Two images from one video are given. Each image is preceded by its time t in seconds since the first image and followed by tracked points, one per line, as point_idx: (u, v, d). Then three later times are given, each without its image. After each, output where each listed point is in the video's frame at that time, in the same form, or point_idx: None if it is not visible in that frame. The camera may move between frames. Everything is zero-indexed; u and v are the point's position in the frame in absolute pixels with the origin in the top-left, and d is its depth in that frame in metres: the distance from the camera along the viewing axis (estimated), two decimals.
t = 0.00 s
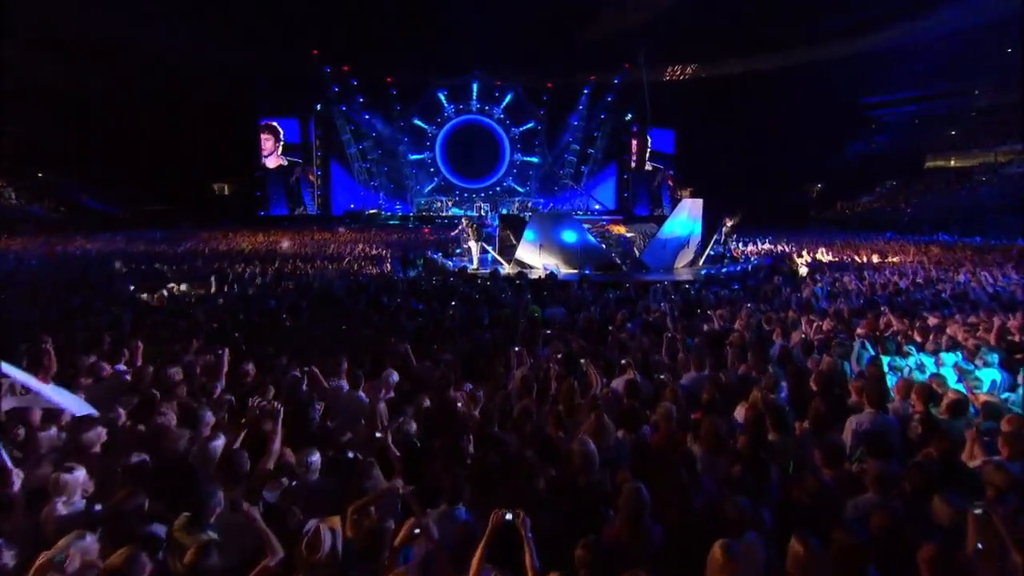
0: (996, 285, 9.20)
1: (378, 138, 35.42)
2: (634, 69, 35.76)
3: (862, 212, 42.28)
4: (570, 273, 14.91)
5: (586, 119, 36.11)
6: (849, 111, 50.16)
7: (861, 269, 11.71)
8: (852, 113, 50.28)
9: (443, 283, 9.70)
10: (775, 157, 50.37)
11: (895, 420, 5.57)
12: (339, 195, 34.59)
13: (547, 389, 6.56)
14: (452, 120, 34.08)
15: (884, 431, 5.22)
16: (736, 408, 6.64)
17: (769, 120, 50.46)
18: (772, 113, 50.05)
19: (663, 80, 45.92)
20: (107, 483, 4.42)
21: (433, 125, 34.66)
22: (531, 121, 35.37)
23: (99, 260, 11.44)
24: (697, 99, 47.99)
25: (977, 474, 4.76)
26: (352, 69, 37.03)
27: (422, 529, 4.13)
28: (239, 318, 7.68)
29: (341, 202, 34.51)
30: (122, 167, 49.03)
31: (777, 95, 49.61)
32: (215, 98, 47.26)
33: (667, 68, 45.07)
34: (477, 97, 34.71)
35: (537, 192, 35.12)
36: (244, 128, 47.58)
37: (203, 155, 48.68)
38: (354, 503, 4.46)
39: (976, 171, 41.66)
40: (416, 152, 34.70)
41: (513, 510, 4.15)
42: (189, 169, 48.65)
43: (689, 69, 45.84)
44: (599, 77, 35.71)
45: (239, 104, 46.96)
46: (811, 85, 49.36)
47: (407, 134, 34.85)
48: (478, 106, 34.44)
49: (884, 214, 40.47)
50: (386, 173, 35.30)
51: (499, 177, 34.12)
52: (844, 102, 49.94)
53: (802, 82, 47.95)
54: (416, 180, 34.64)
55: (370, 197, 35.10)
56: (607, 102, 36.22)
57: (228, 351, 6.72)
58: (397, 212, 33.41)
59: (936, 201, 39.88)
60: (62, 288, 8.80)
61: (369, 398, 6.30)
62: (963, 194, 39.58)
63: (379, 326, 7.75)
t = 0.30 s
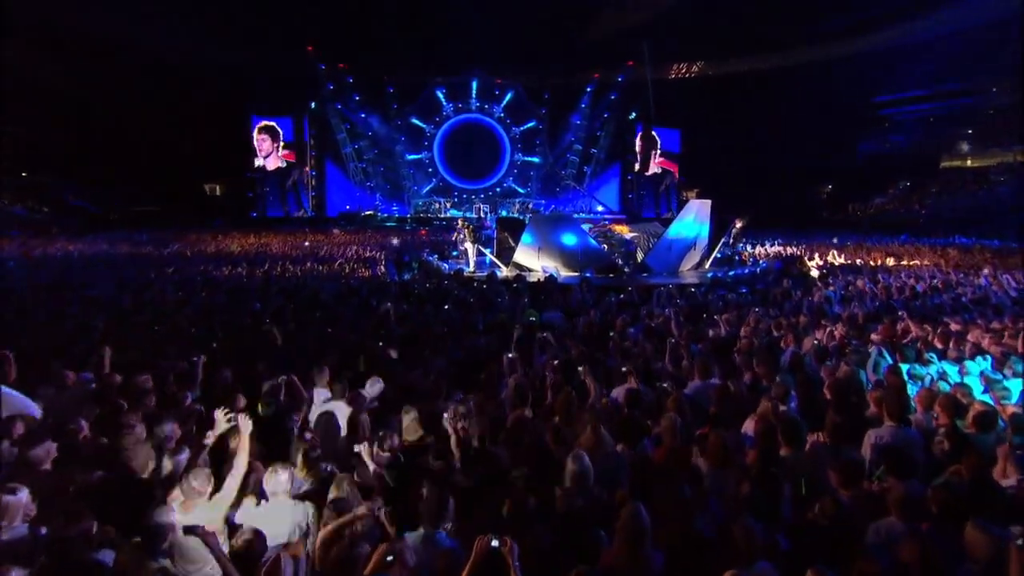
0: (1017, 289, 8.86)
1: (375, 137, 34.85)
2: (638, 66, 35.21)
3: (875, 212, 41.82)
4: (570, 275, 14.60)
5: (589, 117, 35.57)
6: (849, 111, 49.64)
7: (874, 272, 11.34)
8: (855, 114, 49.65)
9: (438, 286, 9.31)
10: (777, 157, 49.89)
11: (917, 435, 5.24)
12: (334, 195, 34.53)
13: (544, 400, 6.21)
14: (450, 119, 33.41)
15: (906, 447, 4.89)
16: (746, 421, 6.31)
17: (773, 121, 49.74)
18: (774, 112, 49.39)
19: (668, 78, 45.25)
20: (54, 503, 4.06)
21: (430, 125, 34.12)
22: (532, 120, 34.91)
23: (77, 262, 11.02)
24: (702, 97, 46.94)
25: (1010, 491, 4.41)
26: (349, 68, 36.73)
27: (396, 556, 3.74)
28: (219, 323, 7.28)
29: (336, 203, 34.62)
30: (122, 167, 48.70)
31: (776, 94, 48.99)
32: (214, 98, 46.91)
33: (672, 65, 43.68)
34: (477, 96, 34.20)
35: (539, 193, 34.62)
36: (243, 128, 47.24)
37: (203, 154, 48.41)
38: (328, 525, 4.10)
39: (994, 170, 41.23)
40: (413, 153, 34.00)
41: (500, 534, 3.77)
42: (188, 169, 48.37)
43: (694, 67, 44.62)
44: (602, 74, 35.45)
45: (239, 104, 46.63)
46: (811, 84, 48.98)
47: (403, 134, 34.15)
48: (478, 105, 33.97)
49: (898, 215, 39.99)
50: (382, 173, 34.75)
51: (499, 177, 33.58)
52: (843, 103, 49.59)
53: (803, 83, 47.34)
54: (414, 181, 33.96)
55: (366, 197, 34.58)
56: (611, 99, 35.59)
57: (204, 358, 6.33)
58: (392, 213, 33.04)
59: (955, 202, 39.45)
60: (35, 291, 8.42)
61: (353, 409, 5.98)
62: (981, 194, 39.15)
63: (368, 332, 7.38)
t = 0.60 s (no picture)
0: None
1: (371, 137, 33.71)
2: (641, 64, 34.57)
3: (886, 215, 41.59)
4: (571, 279, 14.27)
5: (590, 116, 34.67)
6: (849, 112, 48.41)
7: (887, 275, 11.01)
8: (857, 118, 48.56)
9: (431, 289, 8.95)
10: (778, 157, 49.13)
11: (941, 450, 4.90)
12: (328, 197, 34.24)
13: (540, 411, 5.88)
14: (449, 117, 32.62)
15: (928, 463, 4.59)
16: (754, 434, 5.98)
17: (777, 122, 48.87)
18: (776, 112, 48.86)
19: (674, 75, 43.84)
20: None
21: (428, 124, 33.20)
22: (533, 119, 34.05)
23: (52, 265, 10.59)
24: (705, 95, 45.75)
25: None
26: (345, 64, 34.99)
27: None
28: (199, 328, 6.88)
29: (331, 203, 34.28)
30: (122, 167, 48.50)
31: (778, 93, 47.71)
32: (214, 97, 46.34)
33: (680, 63, 42.55)
34: (477, 95, 33.39)
35: (540, 195, 33.59)
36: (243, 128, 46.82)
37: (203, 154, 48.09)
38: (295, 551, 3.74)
39: (1010, 169, 40.71)
40: (410, 153, 33.08)
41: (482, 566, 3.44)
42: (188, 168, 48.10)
43: (700, 65, 43.61)
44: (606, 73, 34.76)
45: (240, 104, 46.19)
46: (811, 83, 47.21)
47: (401, 133, 33.34)
48: (478, 104, 33.12)
49: (912, 217, 39.77)
50: (379, 175, 33.65)
51: (499, 178, 32.78)
52: (843, 103, 48.18)
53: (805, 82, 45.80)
54: (411, 181, 33.06)
55: (362, 198, 33.42)
56: (614, 99, 34.99)
57: (180, 365, 5.98)
58: (391, 216, 32.26)
59: (973, 205, 39.22)
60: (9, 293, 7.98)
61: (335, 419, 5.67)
62: (998, 196, 38.87)
63: (356, 338, 7.04)
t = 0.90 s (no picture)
0: None
1: (367, 136, 31.70)
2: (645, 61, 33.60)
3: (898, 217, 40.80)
4: (571, 282, 13.92)
5: (594, 116, 33.19)
6: (848, 112, 47.29)
7: (900, 276, 10.69)
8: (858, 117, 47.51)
9: (423, 292, 8.57)
10: (779, 156, 47.42)
11: (967, 464, 4.66)
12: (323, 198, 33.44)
13: (534, 418, 5.58)
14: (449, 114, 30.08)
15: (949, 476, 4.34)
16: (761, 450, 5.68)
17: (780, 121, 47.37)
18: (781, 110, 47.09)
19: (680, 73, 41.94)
20: None
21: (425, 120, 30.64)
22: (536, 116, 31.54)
23: (30, 266, 10.18)
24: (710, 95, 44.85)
25: None
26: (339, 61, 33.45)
27: None
28: (177, 332, 6.50)
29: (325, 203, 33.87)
30: (122, 167, 48.15)
31: (781, 90, 45.86)
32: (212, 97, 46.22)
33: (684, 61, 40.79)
34: (477, 91, 30.99)
35: (541, 195, 31.30)
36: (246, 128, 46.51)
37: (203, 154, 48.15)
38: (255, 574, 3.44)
39: None
40: (408, 152, 30.84)
41: None
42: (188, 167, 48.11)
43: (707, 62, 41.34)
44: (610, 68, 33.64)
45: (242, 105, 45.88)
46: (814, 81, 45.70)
47: (397, 131, 31.12)
48: (477, 101, 30.70)
49: (927, 218, 38.97)
50: (375, 174, 31.40)
51: (500, 177, 30.26)
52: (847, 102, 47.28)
53: (809, 82, 44.25)
54: (408, 182, 30.77)
55: (359, 199, 31.41)
56: (617, 96, 33.62)
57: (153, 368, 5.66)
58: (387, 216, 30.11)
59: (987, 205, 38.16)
60: None
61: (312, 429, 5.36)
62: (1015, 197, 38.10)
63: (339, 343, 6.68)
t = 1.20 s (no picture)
0: None
1: (364, 133, 33.23)
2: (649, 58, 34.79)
3: (910, 215, 39.79)
4: (570, 284, 13.58)
5: (596, 114, 34.31)
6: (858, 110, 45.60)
7: (915, 276, 10.55)
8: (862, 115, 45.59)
9: (415, 294, 8.22)
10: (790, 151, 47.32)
11: (998, 484, 4.40)
12: (319, 198, 32.89)
13: (528, 433, 5.33)
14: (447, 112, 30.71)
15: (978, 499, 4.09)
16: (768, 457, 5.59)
17: (781, 122, 46.88)
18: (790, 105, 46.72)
19: (685, 69, 43.93)
20: None
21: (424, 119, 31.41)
22: (537, 116, 32.52)
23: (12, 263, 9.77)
24: (716, 92, 45.94)
25: None
26: (338, 58, 35.28)
27: None
28: (149, 339, 6.11)
29: (320, 201, 32.99)
30: (123, 167, 47.43)
31: (787, 87, 45.94)
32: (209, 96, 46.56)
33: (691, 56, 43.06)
34: (477, 88, 31.92)
35: (543, 194, 31.78)
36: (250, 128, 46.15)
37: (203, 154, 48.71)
38: None
39: None
40: (406, 151, 31.77)
41: None
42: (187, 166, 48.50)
43: (712, 58, 43.91)
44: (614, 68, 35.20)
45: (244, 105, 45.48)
46: (816, 78, 45.57)
47: (396, 130, 32.22)
48: (478, 99, 31.08)
49: (943, 217, 37.80)
50: (372, 173, 32.91)
51: (500, 177, 30.68)
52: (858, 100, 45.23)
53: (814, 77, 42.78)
54: (406, 181, 31.57)
55: (355, 199, 32.59)
56: (622, 93, 35.07)
57: (123, 372, 5.36)
58: (384, 215, 30.79)
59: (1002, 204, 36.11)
60: None
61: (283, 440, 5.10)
62: None
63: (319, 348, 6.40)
